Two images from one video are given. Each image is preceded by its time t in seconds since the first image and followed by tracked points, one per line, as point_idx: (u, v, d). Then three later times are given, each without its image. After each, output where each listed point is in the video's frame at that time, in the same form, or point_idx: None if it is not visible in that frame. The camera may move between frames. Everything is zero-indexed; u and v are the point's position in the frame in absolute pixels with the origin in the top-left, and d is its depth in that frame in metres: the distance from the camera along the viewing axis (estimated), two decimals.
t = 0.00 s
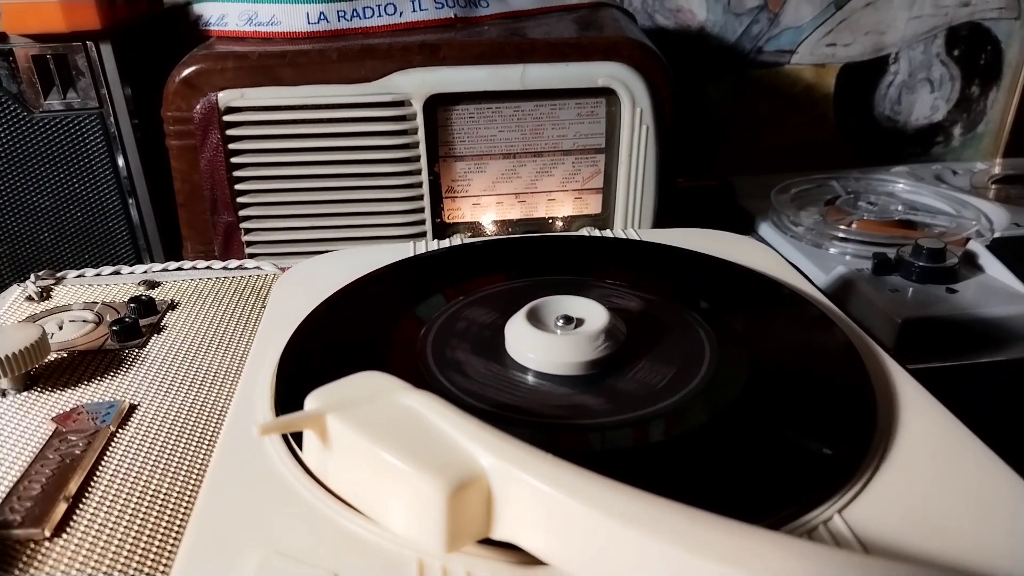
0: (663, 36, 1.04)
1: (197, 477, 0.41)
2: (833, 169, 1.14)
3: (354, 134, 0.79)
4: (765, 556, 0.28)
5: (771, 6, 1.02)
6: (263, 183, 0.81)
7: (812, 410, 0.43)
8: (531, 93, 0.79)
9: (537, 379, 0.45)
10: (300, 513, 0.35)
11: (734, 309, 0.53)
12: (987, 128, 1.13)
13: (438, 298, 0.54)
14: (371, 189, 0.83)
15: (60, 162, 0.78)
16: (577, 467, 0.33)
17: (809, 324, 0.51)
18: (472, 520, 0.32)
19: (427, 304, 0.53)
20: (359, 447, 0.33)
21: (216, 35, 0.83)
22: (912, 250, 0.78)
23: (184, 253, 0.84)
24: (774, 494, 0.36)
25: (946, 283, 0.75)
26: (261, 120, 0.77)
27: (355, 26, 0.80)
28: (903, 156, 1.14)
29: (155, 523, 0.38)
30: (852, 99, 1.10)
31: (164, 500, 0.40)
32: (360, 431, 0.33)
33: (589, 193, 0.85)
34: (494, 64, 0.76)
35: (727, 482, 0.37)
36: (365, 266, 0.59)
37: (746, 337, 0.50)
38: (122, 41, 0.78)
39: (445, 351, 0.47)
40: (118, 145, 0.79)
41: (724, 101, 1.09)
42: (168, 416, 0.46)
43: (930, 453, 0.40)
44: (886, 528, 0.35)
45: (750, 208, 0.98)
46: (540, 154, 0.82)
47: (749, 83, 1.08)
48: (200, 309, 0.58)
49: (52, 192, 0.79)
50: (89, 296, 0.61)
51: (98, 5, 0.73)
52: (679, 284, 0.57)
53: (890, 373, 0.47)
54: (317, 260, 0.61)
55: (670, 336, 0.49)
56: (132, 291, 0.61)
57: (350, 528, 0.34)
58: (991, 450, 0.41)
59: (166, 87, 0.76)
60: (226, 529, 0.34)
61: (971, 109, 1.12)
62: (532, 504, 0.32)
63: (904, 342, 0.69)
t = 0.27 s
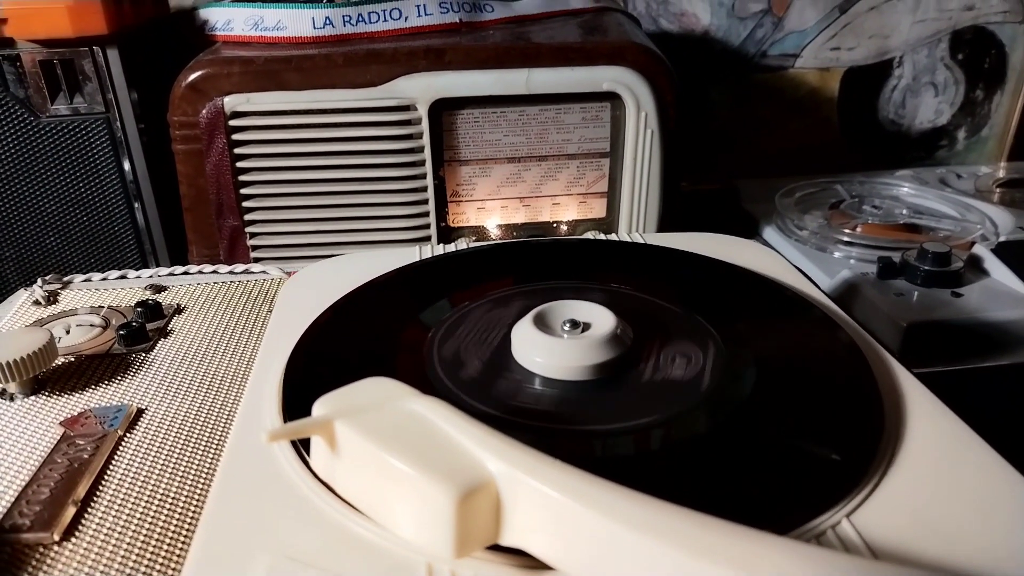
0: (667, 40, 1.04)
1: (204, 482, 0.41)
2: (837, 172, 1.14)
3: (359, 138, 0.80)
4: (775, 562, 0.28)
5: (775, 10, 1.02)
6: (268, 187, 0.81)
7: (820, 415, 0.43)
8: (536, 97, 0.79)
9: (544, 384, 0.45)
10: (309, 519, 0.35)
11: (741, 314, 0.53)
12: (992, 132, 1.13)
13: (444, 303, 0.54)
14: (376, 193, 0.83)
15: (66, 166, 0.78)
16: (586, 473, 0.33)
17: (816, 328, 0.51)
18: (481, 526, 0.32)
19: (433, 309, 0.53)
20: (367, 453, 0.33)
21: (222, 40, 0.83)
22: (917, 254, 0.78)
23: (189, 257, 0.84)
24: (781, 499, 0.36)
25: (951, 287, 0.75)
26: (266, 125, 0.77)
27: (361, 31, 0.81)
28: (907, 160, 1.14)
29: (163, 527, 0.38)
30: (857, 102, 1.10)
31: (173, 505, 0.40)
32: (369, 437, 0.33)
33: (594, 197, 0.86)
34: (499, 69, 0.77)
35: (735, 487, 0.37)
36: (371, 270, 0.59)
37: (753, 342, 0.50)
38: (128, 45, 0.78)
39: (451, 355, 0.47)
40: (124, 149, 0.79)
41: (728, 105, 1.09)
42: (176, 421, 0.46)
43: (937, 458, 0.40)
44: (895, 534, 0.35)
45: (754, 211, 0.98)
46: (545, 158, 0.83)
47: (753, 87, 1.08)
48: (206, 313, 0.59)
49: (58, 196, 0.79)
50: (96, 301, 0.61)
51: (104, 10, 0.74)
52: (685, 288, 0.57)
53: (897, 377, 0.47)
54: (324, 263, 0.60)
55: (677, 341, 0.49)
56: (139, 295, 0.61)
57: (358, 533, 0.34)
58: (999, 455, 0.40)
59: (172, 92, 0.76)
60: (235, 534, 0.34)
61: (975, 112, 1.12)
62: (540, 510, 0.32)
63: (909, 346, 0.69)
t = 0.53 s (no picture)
0: (671, 44, 1.04)
1: (212, 487, 0.41)
2: (841, 177, 1.14)
3: (364, 142, 0.80)
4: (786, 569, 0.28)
5: (780, 15, 1.03)
6: (273, 190, 0.81)
7: (828, 420, 0.43)
8: (541, 101, 0.79)
9: (551, 389, 0.45)
10: (319, 524, 0.35)
11: (749, 318, 0.53)
12: (995, 136, 1.13)
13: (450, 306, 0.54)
14: (381, 196, 0.83)
15: (72, 169, 0.79)
16: (595, 479, 0.33)
17: (823, 333, 0.51)
18: (491, 533, 0.32)
19: (440, 312, 0.53)
20: (376, 459, 0.33)
21: (228, 43, 0.83)
22: (922, 258, 0.78)
23: (194, 260, 0.85)
24: (790, 505, 0.36)
25: (956, 292, 0.75)
26: (272, 128, 0.77)
27: (366, 34, 0.81)
28: (911, 164, 1.14)
29: (171, 532, 0.38)
30: (861, 106, 1.10)
31: (180, 509, 0.40)
32: (378, 443, 0.33)
33: (598, 201, 0.86)
34: (505, 73, 0.77)
35: (743, 493, 0.37)
36: (377, 274, 0.59)
37: (760, 346, 0.50)
38: (135, 48, 0.78)
39: (459, 359, 0.47)
40: (130, 152, 0.79)
41: (732, 109, 1.09)
42: (183, 424, 0.47)
43: (945, 464, 0.40)
44: (903, 541, 0.35)
45: (758, 215, 0.98)
46: (550, 162, 0.83)
47: (758, 91, 1.08)
48: (213, 317, 0.59)
49: (64, 199, 0.80)
50: (103, 304, 0.61)
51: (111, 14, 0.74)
52: (692, 293, 0.57)
53: (904, 382, 0.47)
54: (330, 267, 0.60)
55: (684, 346, 0.49)
56: (145, 298, 0.61)
57: (368, 539, 0.34)
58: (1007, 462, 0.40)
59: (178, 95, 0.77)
60: (245, 539, 0.34)
61: (979, 117, 1.12)
62: (550, 517, 0.32)
63: (914, 351, 0.70)
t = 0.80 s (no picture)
0: (684, 50, 1.04)
1: (232, 496, 0.41)
2: (854, 182, 1.13)
3: (378, 148, 0.80)
4: None
5: (793, 19, 1.02)
6: (287, 196, 0.81)
7: (851, 429, 0.42)
8: (555, 107, 0.79)
9: (570, 397, 0.45)
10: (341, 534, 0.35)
11: (768, 325, 0.53)
12: (1011, 141, 1.12)
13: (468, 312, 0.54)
14: (395, 202, 0.83)
15: (88, 175, 0.79)
16: (619, 489, 0.33)
17: (844, 341, 0.50)
18: (516, 543, 0.32)
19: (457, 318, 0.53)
20: (400, 469, 0.33)
21: (243, 50, 0.84)
22: (939, 264, 0.77)
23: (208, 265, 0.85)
24: (815, 516, 0.36)
25: (973, 299, 0.75)
26: (287, 134, 0.78)
27: (380, 41, 0.81)
28: (925, 169, 1.13)
29: (192, 542, 0.38)
30: (874, 111, 1.10)
31: (201, 518, 0.40)
32: (402, 453, 0.33)
33: (612, 207, 0.85)
34: (519, 79, 0.77)
35: (767, 504, 0.37)
36: (394, 280, 0.59)
37: (781, 354, 0.49)
38: (150, 55, 0.79)
39: (478, 366, 0.47)
40: (145, 158, 0.79)
41: (744, 114, 1.09)
42: (202, 432, 0.47)
43: (971, 474, 0.39)
44: (930, 552, 0.35)
45: (771, 221, 0.98)
46: (563, 167, 0.83)
47: (770, 96, 1.07)
48: (229, 323, 0.59)
49: (80, 205, 0.80)
50: (120, 310, 0.61)
51: (128, 21, 0.74)
52: (711, 300, 0.56)
53: (926, 390, 0.47)
54: (347, 273, 0.60)
55: (705, 353, 0.49)
56: (162, 304, 0.62)
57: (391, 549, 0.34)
58: None
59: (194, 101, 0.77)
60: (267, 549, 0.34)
61: (994, 121, 1.11)
62: (576, 528, 0.31)
63: (932, 359, 0.69)
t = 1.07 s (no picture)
0: (695, 58, 1.04)
1: (253, 506, 0.41)
2: (865, 190, 1.13)
3: (392, 157, 0.80)
4: None
5: (804, 28, 1.02)
6: (301, 205, 0.82)
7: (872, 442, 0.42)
8: (568, 116, 0.79)
9: (588, 409, 0.45)
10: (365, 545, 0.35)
11: (785, 337, 0.53)
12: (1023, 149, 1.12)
13: (485, 323, 0.54)
14: (408, 211, 0.83)
15: (103, 184, 0.80)
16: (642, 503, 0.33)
17: (862, 353, 0.50)
18: (541, 554, 0.32)
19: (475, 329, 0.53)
20: (426, 480, 0.33)
21: (257, 59, 0.84)
22: (956, 273, 0.77)
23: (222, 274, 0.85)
24: (838, 531, 0.36)
25: (988, 309, 0.74)
26: (301, 143, 0.78)
27: (394, 51, 0.82)
28: (937, 178, 1.13)
29: (214, 552, 0.39)
30: (886, 119, 1.10)
31: (222, 529, 0.40)
32: (427, 464, 0.33)
33: (624, 215, 0.85)
34: (532, 88, 0.77)
35: (789, 518, 0.37)
36: (410, 290, 0.59)
37: (799, 366, 0.49)
38: (166, 65, 0.79)
39: (496, 378, 0.47)
40: (161, 166, 0.80)
41: (755, 122, 1.09)
42: (222, 441, 0.47)
43: (994, 488, 0.39)
44: (955, 567, 0.34)
45: (783, 229, 0.97)
46: (576, 176, 0.83)
47: (782, 104, 1.07)
48: (246, 333, 0.59)
49: (95, 213, 0.81)
50: (136, 319, 0.61)
51: (144, 31, 0.75)
52: (727, 311, 0.56)
53: (946, 403, 0.47)
54: (363, 283, 0.60)
55: (723, 366, 0.49)
56: (178, 314, 0.62)
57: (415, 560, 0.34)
58: None
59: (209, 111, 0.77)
60: (292, 559, 0.34)
61: (1006, 130, 1.10)
62: (602, 541, 0.32)
63: (947, 370, 0.69)
